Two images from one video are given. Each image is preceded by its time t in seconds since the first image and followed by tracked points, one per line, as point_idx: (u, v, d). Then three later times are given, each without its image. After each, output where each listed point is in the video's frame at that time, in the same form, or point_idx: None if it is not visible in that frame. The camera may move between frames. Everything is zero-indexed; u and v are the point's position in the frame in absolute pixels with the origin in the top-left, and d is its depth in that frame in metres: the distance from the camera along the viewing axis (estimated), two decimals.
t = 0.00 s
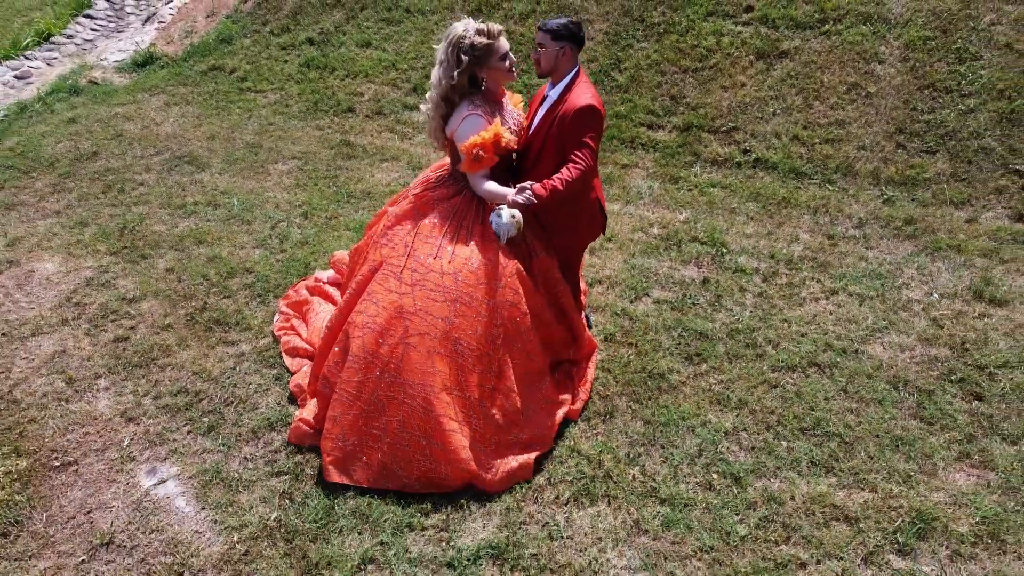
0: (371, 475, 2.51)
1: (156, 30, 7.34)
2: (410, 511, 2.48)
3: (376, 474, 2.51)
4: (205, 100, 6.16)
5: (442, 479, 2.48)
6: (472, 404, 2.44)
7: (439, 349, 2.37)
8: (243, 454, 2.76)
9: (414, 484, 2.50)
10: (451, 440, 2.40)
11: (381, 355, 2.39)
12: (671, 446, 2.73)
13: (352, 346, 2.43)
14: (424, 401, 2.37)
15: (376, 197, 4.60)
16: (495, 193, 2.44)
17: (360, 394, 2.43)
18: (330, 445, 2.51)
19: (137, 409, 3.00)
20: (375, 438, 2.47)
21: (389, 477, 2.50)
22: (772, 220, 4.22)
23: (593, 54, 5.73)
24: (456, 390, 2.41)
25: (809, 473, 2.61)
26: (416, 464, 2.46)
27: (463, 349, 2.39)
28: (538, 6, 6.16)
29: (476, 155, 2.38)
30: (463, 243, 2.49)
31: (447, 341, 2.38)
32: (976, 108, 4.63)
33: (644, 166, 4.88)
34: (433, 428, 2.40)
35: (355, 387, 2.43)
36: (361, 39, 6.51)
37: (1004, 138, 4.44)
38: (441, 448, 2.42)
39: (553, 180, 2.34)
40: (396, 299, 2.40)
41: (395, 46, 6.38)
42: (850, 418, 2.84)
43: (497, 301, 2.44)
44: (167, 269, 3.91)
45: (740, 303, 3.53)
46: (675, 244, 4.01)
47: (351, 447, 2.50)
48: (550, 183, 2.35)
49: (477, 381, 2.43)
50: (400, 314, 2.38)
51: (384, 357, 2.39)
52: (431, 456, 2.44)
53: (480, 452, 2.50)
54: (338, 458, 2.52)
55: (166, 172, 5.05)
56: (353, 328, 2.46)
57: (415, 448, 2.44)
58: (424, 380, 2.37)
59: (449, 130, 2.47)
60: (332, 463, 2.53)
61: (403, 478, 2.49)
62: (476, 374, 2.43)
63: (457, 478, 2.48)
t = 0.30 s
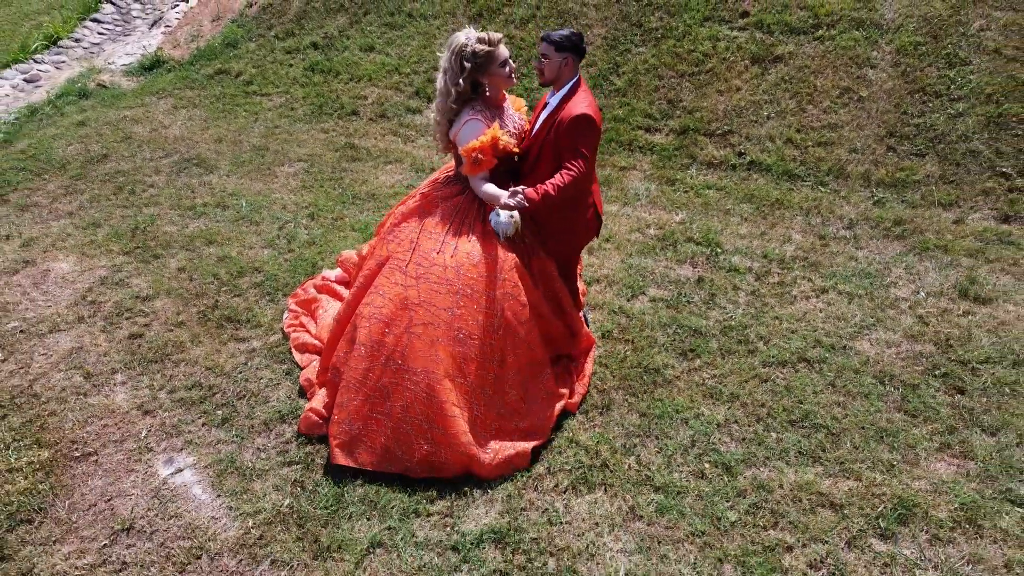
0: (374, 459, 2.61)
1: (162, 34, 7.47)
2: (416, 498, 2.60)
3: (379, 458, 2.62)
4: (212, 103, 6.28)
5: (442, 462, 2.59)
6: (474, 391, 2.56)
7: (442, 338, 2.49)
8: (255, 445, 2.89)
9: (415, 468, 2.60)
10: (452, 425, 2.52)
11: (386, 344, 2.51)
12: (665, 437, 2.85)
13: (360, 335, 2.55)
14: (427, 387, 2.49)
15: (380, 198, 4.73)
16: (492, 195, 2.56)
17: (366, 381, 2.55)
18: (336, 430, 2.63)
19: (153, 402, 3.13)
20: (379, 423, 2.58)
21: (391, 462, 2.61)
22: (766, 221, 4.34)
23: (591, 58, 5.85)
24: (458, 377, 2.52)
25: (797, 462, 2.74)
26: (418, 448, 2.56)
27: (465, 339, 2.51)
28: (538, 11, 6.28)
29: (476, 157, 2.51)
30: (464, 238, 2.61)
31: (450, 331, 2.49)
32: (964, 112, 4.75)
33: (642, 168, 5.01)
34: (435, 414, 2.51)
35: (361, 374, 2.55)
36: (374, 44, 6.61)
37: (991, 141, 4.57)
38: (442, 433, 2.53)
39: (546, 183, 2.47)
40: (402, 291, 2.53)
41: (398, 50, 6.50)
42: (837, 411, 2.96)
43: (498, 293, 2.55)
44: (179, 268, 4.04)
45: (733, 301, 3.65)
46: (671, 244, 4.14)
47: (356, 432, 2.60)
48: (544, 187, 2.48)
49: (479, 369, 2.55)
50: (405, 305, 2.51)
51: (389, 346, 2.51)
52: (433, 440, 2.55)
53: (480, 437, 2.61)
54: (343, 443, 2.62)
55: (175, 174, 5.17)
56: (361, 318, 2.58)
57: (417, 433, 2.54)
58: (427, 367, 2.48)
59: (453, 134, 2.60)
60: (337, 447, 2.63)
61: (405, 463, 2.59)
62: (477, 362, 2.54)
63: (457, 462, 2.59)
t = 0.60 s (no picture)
0: (377, 429, 2.70)
1: (167, 34, 7.57)
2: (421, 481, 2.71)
3: (381, 429, 2.70)
4: (217, 103, 6.39)
5: (441, 434, 2.68)
6: (474, 365, 2.67)
7: (444, 313, 2.61)
8: (263, 432, 2.99)
9: (414, 440, 2.68)
10: (452, 395, 2.62)
11: (390, 320, 2.65)
12: (659, 424, 2.95)
13: (366, 312, 2.69)
14: (429, 359, 2.60)
15: (383, 196, 4.83)
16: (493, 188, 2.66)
17: (371, 355, 2.67)
18: (340, 402, 2.73)
19: (163, 391, 3.23)
20: (383, 395, 2.68)
21: (391, 433, 2.69)
22: (759, 217, 4.45)
23: (590, 59, 5.96)
24: (459, 350, 2.63)
25: (786, 448, 2.84)
26: (419, 419, 2.66)
27: (465, 314, 2.63)
28: (538, 13, 6.38)
29: (476, 150, 2.63)
30: (466, 221, 2.73)
31: (451, 307, 2.62)
32: (955, 111, 4.85)
33: (639, 166, 5.11)
34: (437, 385, 2.62)
35: (366, 349, 2.67)
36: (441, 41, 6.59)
37: (980, 140, 4.67)
38: (442, 403, 2.63)
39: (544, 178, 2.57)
40: (406, 271, 2.66)
41: (399, 50, 6.60)
42: (826, 399, 3.06)
43: (497, 273, 2.67)
44: (186, 263, 4.14)
45: (726, 295, 3.75)
46: (667, 240, 4.24)
47: (360, 404, 2.70)
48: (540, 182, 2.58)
49: (479, 344, 2.66)
50: (409, 283, 2.64)
51: (394, 321, 2.64)
52: (432, 410, 2.65)
53: (479, 410, 2.71)
54: (346, 414, 2.71)
55: (181, 173, 5.28)
56: (367, 298, 2.72)
57: (417, 403, 2.65)
58: (429, 340, 2.60)
59: (456, 128, 2.71)
60: (339, 418, 2.72)
61: (404, 433, 2.67)
62: (477, 337, 2.66)
63: (455, 433, 2.68)
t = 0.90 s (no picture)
0: (373, 392, 2.77)
1: (170, 33, 7.65)
2: (422, 463, 2.79)
3: (376, 392, 2.77)
4: (220, 100, 6.48)
5: (431, 398, 2.73)
6: (467, 333, 2.72)
7: (439, 282, 2.70)
8: (268, 416, 3.08)
9: (403, 402, 2.74)
10: (444, 360, 2.68)
11: (388, 288, 2.74)
12: (652, 409, 3.04)
13: (366, 281, 2.80)
14: (423, 324, 2.67)
15: (384, 190, 4.92)
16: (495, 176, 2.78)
17: (368, 322, 2.76)
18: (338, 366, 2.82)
19: (170, 378, 3.32)
20: (379, 360, 2.76)
21: (384, 397, 2.75)
22: (753, 211, 4.53)
23: (587, 57, 6.04)
24: (452, 318, 2.71)
25: (776, 432, 2.92)
26: (411, 384, 2.71)
27: (460, 284, 2.71)
28: (537, 11, 6.47)
29: (476, 139, 2.75)
30: (465, 200, 2.82)
31: (447, 276, 2.70)
32: (946, 108, 4.94)
33: (635, 162, 5.20)
34: (430, 351, 2.69)
35: (364, 316, 2.76)
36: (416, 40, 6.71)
37: (971, 136, 4.75)
38: (434, 368, 2.69)
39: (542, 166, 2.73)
40: (405, 242, 2.77)
41: (399, 48, 6.69)
42: (815, 386, 3.15)
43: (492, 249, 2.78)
44: (191, 256, 4.23)
45: (720, 286, 3.84)
46: (662, 234, 4.33)
47: (358, 367, 2.78)
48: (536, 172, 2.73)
49: (472, 313, 2.73)
50: (407, 254, 2.74)
51: (391, 290, 2.73)
52: (423, 374, 2.71)
53: (470, 379, 2.75)
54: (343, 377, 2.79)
55: (185, 168, 5.36)
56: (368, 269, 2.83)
57: (409, 366, 2.70)
58: (423, 306, 2.68)
59: (457, 116, 2.82)
60: (336, 382, 2.81)
61: (395, 395, 2.73)
62: (470, 307, 2.73)
63: (444, 399, 2.74)
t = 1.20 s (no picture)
0: (357, 360, 2.83)
1: (172, 31, 7.72)
2: (420, 445, 2.87)
3: (361, 360, 2.83)
4: (222, 97, 6.56)
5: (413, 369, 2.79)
6: (451, 307, 2.81)
7: (427, 257, 2.80)
8: (270, 402, 3.16)
9: (385, 369, 2.78)
10: (428, 332, 2.76)
11: (379, 262, 2.85)
12: (645, 395, 3.12)
13: (360, 256, 2.91)
14: (409, 296, 2.77)
15: (384, 184, 5.00)
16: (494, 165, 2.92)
17: (359, 295, 2.86)
18: (328, 335, 2.91)
19: (175, 365, 3.40)
20: (365, 330, 2.83)
21: (367, 365, 2.81)
22: (747, 205, 4.61)
23: (585, 54, 6.12)
24: (437, 292, 2.80)
25: (765, 416, 3.00)
26: (393, 353, 2.78)
27: (446, 260, 2.82)
28: (535, 9, 6.55)
29: (474, 129, 2.88)
30: (459, 184, 2.96)
31: (435, 253, 2.81)
32: (937, 104, 5.01)
33: (631, 157, 5.28)
34: (414, 322, 2.77)
35: (356, 288, 2.86)
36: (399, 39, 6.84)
37: (961, 131, 4.83)
38: (417, 339, 2.76)
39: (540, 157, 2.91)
40: (397, 221, 2.90)
41: (399, 46, 6.77)
42: (804, 373, 3.22)
43: (479, 228, 2.89)
44: (195, 248, 4.30)
45: (713, 277, 3.92)
46: (657, 227, 4.40)
47: (347, 338, 2.86)
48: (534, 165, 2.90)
49: (456, 290, 2.82)
50: (399, 231, 2.86)
51: (382, 263, 2.84)
52: (406, 344, 2.77)
53: (451, 352, 2.83)
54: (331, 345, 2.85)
55: (188, 163, 5.44)
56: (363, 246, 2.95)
57: (392, 336, 2.77)
58: (411, 279, 2.78)
59: (454, 106, 2.92)
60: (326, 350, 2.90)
61: (377, 362, 2.79)
62: (455, 283, 2.82)
63: (426, 370, 2.79)
